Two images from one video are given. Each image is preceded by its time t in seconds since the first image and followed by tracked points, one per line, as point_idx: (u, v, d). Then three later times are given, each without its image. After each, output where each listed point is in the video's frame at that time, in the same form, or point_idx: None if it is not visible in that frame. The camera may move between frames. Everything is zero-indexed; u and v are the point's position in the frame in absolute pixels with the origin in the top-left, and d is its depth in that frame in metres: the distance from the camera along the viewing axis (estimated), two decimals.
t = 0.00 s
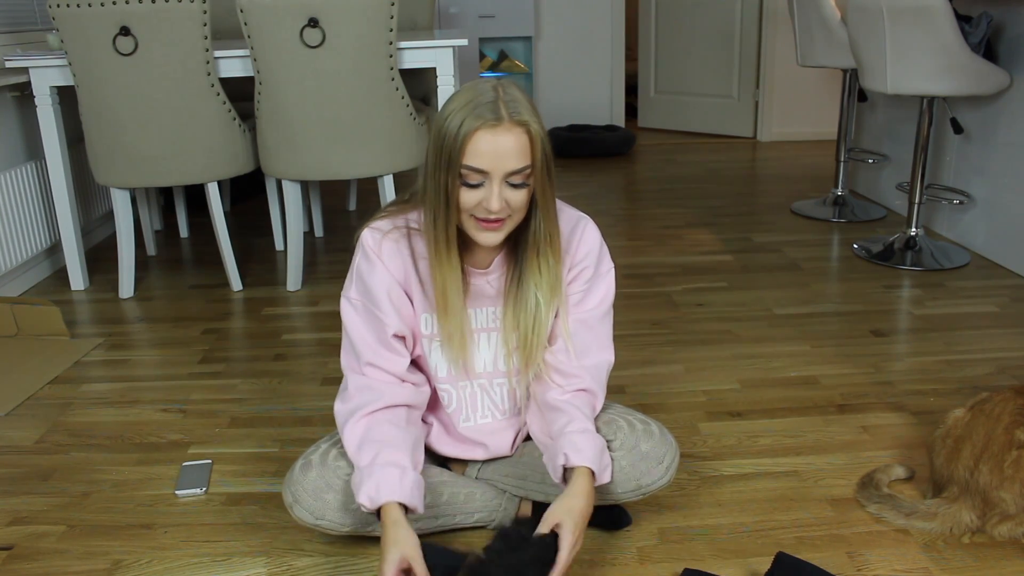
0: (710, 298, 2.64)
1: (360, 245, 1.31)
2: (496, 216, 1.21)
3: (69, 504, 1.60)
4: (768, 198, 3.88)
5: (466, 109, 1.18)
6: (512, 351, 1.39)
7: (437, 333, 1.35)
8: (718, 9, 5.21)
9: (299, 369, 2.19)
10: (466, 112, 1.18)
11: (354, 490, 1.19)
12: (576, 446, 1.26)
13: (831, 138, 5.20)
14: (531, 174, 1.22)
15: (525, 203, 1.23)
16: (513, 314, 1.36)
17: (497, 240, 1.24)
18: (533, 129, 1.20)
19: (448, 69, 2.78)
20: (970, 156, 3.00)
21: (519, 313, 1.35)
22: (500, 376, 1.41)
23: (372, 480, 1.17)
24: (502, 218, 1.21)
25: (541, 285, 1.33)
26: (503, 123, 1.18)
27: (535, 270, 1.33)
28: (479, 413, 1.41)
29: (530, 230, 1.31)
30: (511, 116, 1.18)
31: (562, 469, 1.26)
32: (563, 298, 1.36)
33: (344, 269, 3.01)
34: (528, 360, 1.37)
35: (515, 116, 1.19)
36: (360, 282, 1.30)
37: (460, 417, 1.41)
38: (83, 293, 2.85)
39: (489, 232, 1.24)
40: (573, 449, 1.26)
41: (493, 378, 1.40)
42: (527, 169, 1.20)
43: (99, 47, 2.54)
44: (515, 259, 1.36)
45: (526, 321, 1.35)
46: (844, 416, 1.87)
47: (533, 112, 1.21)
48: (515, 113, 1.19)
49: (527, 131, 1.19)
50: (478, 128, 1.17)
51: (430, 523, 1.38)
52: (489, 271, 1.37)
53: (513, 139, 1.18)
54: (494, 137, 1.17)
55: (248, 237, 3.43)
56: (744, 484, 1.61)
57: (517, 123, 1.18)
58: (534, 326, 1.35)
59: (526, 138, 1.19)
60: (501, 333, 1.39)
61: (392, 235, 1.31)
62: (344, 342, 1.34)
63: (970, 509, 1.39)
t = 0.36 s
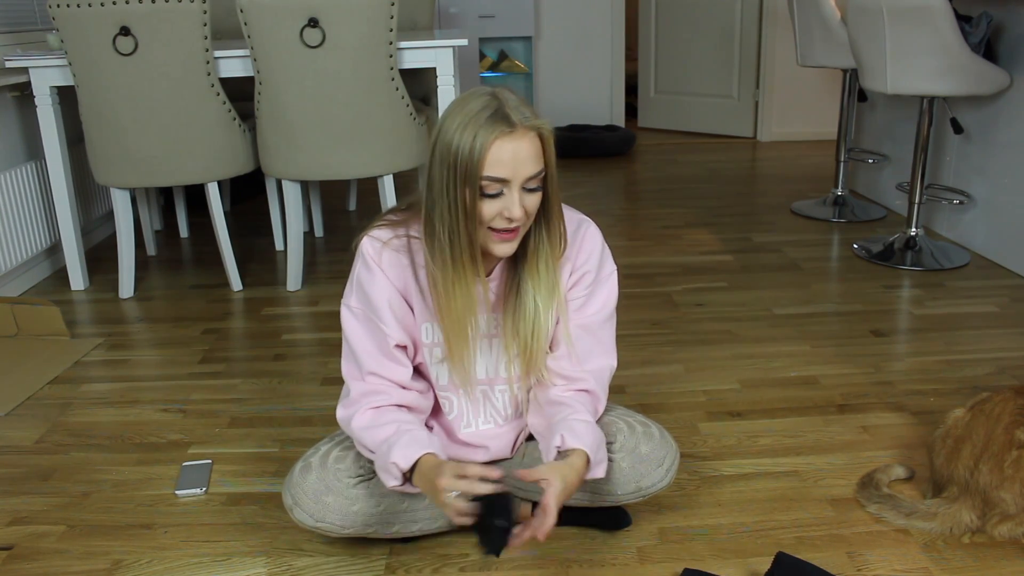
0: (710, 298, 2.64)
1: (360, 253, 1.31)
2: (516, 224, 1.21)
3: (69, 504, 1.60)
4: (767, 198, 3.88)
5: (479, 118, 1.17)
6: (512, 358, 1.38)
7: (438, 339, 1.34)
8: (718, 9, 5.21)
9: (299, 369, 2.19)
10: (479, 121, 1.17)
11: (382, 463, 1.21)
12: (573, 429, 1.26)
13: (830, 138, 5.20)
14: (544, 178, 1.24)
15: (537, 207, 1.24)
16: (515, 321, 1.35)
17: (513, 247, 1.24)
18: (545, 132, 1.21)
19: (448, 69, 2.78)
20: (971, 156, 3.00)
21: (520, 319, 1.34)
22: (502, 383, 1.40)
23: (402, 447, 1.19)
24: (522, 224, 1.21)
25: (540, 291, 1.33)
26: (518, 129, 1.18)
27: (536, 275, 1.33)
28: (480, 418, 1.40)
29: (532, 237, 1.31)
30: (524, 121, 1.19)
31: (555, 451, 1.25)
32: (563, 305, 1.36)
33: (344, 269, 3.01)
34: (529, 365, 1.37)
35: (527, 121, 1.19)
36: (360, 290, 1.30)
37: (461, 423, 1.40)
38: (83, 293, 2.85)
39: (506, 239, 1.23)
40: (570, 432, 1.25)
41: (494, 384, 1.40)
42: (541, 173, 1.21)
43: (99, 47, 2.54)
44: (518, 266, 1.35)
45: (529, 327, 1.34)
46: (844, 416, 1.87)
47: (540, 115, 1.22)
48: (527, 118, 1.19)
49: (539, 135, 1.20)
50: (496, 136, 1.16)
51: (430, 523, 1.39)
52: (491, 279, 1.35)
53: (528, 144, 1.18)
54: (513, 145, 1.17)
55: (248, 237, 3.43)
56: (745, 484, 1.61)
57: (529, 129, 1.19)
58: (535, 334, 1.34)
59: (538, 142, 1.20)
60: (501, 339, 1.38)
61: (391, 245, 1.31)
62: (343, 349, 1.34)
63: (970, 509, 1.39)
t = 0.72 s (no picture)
0: (710, 298, 2.64)
1: (363, 252, 1.31)
2: (502, 230, 1.20)
3: (69, 504, 1.60)
4: (767, 198, 3.88)
5: (470, 121, 1.18)
6: (512, 362, 1.38)
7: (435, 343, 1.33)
8: (717, 9, 5.21)
9: (299, 369, 2.19)
10: (470, 123, 1.18)
11: (366, 461, 1.21)
12: (590, 436, 1.26)
13: (830, 138, 5.20)
14: (537, 186, 1.22)
15: (529, 215, 1.22)
16: (515, 325, 1.35)
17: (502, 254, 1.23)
18: (537, 140, 1.19)
19: (448, 69, 2.78)
20: (970, 156, 3.00)
21: (522, 323, 1.34)
22: (502, 385, 1.40)
23: (385, 445, 1.20)
24: (508, 231, 1.21)
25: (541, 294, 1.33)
26: (508, 134, 1.17)
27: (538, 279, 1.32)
28: (481, 420, 1.41)
29: (534, 242, 1.31)
30: (515, 126, 1.18)
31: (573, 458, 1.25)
32: (564, 309, 1.36)
33: (343, 269, 3.01)
34: (529, 370, 1.37)
35: (519, 126, 1.18)
36: (363, 289, 1.30)
37: (461, 424, 1.40)
38: (83, 293, 2.85)
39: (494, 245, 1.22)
40: (587, 439, 1.25)
41: (495, 386, 1.40)
42: (532, 181, 1.20)
43: (99, 47, 2.54)
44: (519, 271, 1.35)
45: (528, 332, 1.34)
46: (844, 416, 1.87)
47: (538, 122, 1.20)
48: (519, 124, 1.18)
49: (531, 142, 1.19)
50: (483, 139, 1.16)
51: (430, 524, 1.39)
52: (493, 282, 1.36)
53: (517, 150, 1.17)
54: (498, 148, 1.17)
55: (248, 237, 3.43)
56: (745, 484, 1.61)
57: (520, 134, 1.18)
58: (534, 339, 1.34)
59: (530, 149, 1.19)
60: (501, 343, 1.38)
61: (395, 245, 1.31)
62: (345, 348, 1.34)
63: (970, 509, 1.39)
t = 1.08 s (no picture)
0: (710, 298, 2.64)
1: (364, 254, 1.31)
2: (496, 234, 1.20)
3: (69, 504, 1.60)
4: (767, 198, 3.88)
5: (466, 124, 1.18)
6: (511, 366, 1.37)
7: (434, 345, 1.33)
8: (718, 9, 5.21)
9: (299, 369, 2.19)
10: (465, 127, 1.18)
11: (374, 479, 1.18)
12: (581, 455, 1.23)
13: (830, 138, 5.20)
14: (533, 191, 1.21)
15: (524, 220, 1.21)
16: (513, 329, 1.35)
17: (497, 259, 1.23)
18: (532, 145, 1.19)
19: (448, 69, 2.78)
20: (970, 156, 3.00)
21: (520, 328, 1.34)
22: (501, 388, 1.40)
23: (396, 468, 1.17)
24: (503, 235, 1.20)
25: (540, 298, 1.32)
26: (503, 138, 1.17)
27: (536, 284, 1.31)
28: (479, 421, 1.41)
29: (533, 244, 1.30)
30: (510, 130, 1.17)
31: (568, 480, 1.23)
32: (564, 314, 1.35)
33: (343, 269, 3.01)
34: (527, 375, 1.36)
35: (514, 130, 1.18)
36: (364, 292, 1.29)
37: (460, 426, 1.40)
38: (83, 293, 2.85)
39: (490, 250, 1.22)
40: (580, 456, 1.23)
41: (493, 389, 1.40)
42: (527, 186, 1.19)
43: (99, 47, 2.54)
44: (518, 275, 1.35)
45: (526, 337, 1.34)
46: (844, 416, 1.87)
47: (535, 126, 1.20)
48: (515, 128, 1.18)
49: (526, 147, 1.18)
50: (478, 143, 1.16)
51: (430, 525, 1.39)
52: (492, 285, 1.36)
53: (512, 155, 1.17)
54: (491, 154, 1.16)
55: (248, 237, 3.44)
56: (744, 484, 1.61)
57: (515, 138, 1.17)
58: (532, 344, 1.34)
59: (525, 154, 1.18)
60: (500, 345, 1.37)
61: (396, 247, 1.31)
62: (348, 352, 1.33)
63: (970, 509, 1.39)
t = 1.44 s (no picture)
0: (710, 298, 2.64)
1: (366, 261, 1.30)
2: (496, 248, 1.19)
3: (68, 504, 1.60)
4: (767, 198, 3.88)
5: (467, 137, 1.17)
6: (512, 376, 1.36)
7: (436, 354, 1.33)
8: (718, 9, 5.21)
9: (299, 369, 2.19)
10: (467, 140, 1.17)
11: (364, 486, 1.14)
12: (579, 457, 1.18)
13: (830, 138, 5.21)
14: (535, 206, 1.20)
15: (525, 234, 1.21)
16: (513, 340, 1.34)
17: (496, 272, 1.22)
18: (533, 159, 1.18)
19: (448, 69, 2.78)
20: (970, 156, 3.00)
21: (523, 340, 1.33)
22: (501, 396, 1.39)
23: (386, 476, 1.13)
24: (503, 250, 1.20)
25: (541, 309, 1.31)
26: (503, 153, 1.16)
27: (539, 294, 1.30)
28: (480, 426, 1.41)
29: (535, 260, 1.29)
30: (511, 145, 1.17)
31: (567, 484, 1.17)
32: (565, 325, 1.32)
33: (343, 269, 3.01)
34: (528, 386, 1.35)
35: (515, 145, 1.17)
36: (366, 299, 1.28)
37: (460, 431, 1.41)
38: (83, 293, 2.85)
39: (490, 263, 1.22)
40: (576, 459, 1.18)
41: (495, 396, 1.39)
42: (528, 201, 1.19)
43: (98, 47, 2.54)
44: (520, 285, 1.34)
45: (528, 349, 1.33)
46: (844, 416, 1.87)
47: (537, 140, 1.19)
48: (516, 142, 1.17)
49: (527, 161, 1.17)
50: (478, 157, 1.16)
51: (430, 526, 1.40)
52: (494, 294, 1.36)
53: (512, 170, 1.16)
54: (490, 169, 1.16)
55: (248, 237, 3.44)
56: (745, 484, 1.61)
57: (516, 153, 1.17)
58: (532, 357, 1.32)
59: (526, 169, 1.17)
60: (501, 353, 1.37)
61: (399, 255, 1.30)
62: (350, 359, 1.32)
63: (970, 509, 1.39)
